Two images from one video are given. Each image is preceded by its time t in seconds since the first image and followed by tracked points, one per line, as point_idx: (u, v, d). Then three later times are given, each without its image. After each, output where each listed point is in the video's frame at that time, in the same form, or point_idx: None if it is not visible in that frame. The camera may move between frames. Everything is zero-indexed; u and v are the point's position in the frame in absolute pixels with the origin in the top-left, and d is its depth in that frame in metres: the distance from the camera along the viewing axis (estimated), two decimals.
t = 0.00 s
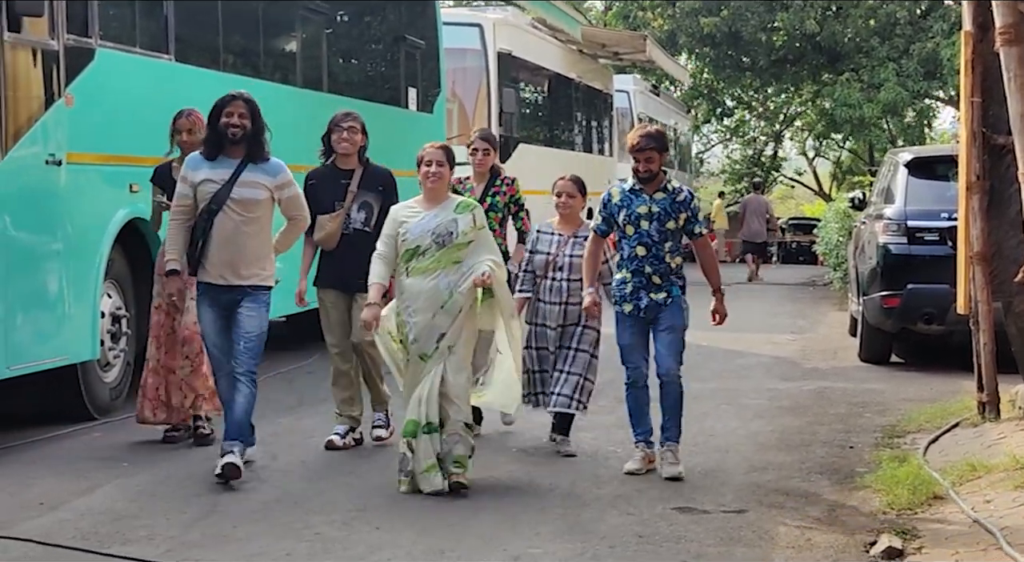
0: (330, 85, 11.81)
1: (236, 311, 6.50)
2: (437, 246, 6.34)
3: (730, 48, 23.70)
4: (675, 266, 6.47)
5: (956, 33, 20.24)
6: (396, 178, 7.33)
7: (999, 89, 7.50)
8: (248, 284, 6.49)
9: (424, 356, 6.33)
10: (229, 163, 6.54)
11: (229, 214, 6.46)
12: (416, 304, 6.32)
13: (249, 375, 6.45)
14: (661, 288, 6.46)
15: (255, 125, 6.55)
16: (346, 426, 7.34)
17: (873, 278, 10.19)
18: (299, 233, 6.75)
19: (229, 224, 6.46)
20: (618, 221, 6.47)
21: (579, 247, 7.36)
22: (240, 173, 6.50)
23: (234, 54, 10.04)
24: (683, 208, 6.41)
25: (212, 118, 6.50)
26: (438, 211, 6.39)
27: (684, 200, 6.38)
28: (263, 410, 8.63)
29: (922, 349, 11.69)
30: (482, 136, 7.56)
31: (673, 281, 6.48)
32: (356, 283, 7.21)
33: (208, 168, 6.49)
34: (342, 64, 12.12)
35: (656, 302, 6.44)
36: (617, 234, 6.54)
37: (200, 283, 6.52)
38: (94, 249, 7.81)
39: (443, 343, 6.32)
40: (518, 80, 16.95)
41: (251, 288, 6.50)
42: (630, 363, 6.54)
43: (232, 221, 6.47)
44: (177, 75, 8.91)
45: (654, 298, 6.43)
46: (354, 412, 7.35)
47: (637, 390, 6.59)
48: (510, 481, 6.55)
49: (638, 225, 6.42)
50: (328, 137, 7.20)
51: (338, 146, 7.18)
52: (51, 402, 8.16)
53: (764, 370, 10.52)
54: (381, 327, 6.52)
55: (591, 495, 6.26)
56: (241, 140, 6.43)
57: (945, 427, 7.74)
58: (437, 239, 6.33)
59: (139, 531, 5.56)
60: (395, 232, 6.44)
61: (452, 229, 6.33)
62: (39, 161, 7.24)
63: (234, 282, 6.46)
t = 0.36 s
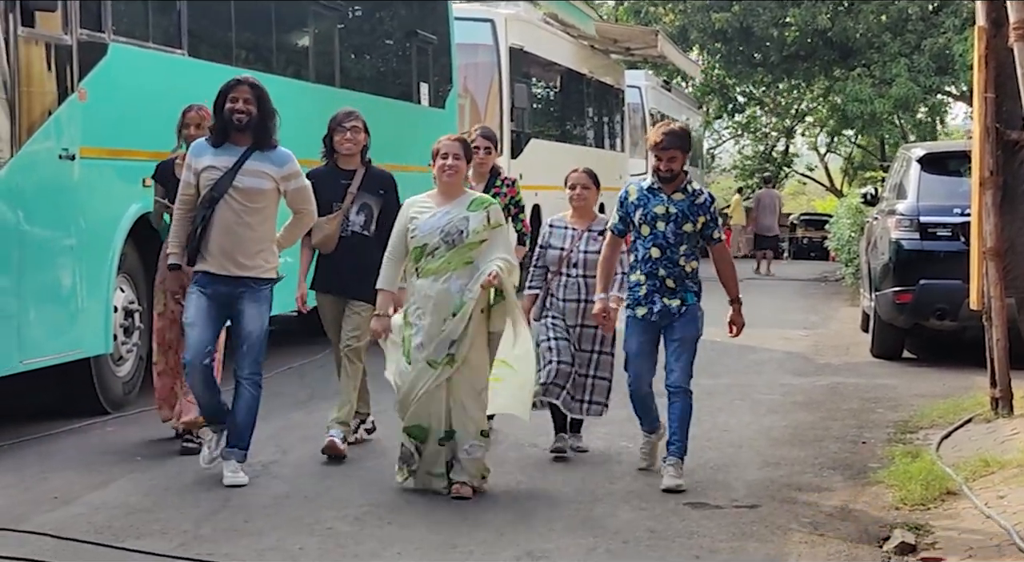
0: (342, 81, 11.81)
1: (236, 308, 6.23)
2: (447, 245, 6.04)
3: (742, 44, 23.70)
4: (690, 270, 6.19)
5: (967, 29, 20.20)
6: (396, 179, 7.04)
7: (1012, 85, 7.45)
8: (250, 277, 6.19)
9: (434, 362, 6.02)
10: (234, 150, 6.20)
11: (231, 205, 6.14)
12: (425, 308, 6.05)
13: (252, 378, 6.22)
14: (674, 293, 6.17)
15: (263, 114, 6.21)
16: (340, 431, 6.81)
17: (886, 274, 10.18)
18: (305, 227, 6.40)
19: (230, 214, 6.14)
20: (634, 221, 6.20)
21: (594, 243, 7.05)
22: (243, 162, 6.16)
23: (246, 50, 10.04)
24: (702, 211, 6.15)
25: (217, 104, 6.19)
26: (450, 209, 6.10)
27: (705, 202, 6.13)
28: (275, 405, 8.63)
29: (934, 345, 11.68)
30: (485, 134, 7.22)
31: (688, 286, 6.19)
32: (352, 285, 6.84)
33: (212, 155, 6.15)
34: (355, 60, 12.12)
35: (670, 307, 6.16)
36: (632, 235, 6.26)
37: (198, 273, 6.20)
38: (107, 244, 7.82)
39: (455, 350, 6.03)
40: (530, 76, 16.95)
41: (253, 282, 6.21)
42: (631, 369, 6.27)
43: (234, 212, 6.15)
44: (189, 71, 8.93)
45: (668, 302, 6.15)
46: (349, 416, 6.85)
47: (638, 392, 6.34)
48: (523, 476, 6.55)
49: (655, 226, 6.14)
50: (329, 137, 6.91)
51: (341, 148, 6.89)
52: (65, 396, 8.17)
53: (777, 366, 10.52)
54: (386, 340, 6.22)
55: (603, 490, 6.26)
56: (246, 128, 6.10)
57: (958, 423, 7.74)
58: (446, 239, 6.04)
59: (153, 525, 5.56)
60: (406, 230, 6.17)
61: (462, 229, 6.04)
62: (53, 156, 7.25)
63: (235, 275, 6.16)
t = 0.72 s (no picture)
0: (352, 76, 11.81)
1: (236, 322, 5.99)
2: (432, 248, 5.61)
3: (751, 39, 23.70)
4: (701, 270, 5.89)
5: (977, 24, 20.16)
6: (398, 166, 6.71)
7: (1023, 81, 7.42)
8: (252, 289, 5.97)
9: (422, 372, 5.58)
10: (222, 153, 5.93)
11: (222, 210, 5.89)
12: (411, 314, 5.61)
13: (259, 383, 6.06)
14: (686, 296, 5.87)
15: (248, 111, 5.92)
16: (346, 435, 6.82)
17: (895, 270, 10.19)
18: (299, 225, 6.18)
19: (224, 222, 5.89)
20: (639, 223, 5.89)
21: (602, 241, 6.86)
22: (233, 165, 5.90)
23: (255, 44, 10.04)
24: (710, 208, 5.82)
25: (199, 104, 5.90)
26: (433, 209, 5.66)
27: (712, 197, 5.82)
28: (283, 399, 8.65)
29: (942, 341, 11.68)
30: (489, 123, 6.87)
31: (700, 288, 5.90)
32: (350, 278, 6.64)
33: (199, 161, 5.89)
34: (364, 55, 12.11)
35: (684, 311, 5.86)
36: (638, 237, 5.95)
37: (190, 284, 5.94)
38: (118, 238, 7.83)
39: (443, 358, 5.58)
40: (539, 71, 16.96)
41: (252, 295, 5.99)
42: (643, 367, 5.84)
43: (227, 219, 5.90)
44: (199, 65, 8.93)
45: (680, 306, 5.84)
46: (355, 416, 6.83)
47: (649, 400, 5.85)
48: (532, 471, 6.56)
49: (663, 227, 5.83)
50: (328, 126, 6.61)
51: (341, 138, 6.60)
52: (75, 390, 8.19)
53: (785, 361, 10.53)
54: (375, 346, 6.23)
55: (613, 485, 6.27)
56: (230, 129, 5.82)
57: (967, 419, 7.74)
58: (431, 242, 5.61)
59: (163, 519, 5.56)
60: (389, 232, 5.75)
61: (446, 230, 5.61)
62: (63, 151, 7.26)
63: (234, 286, 5.92)
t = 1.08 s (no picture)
0: (364, 73, 11.80)
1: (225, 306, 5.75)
2: (426, 246, 5.39)
3: (763, 37, 23.67)
4: (701, 267, 5.63)
5: (990, 22, 20.10)
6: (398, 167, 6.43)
7: None
8: (237, 273, 5.73)
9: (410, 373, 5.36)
10: (207, 141, 5.77)
11: (208, 198, 5.72)
12: (404, 315, 5.38)
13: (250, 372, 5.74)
14: (687, 293, 5.60)
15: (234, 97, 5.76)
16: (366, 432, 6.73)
17: (907, 267, 10.18)
18: (286, 216, 6.09)
19: (209, 210, 5.72)
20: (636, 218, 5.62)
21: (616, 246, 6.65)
22: (220, 153, 5.72)
23: (267, 40, 10.03)
24: (710, 200, 5.56)
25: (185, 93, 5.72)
26: (430, 206, 5.44)
27: (713, 188, 5.55)
28: (295, 395, 8.65)
29: (954, 339, 11.67)
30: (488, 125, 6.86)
31: (701, 284, 5.63)
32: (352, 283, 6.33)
33: (184, 148, 5.70)
34: (377, 52, 12.09)
35: (683, 307, 5.58)
36: (635, 233, 5.68)
37: (180, 278, 5.77)
38: (131, 235, 7.84)
39: (434, 358, 5.33)
40: (551, 68, 16.95)
41: (240, 278, 5.75)
42: (648, 377, 5.64)
43: (212, 206, 5.73)
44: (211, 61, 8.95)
45: (679, 304, 5.58)
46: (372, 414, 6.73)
47: (654, 406, 5.67)
48: (544, 468, 6.56)
49: (662, 220, 5.56)
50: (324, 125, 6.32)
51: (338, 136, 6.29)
52: (88, 385, 8.21)
53: (797, 359, 10.52)
54: (357, 329, 5.82)
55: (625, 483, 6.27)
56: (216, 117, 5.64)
57: (979, 417, 7.73)
58: (426, 240, 5.38)
59: (175, 515, 5.57)
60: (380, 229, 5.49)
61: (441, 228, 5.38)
62: (75, 147, 7.28)
63: (220, 275, 5.71)
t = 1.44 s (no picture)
0: (376, 68, 11.79)
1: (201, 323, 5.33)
2: (413, 241, 5.09)
3: (776, 32, 23.62)
4: (711, 278, 5.37)
5: (1003, 18, 20.04)
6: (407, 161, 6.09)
7: None
8: (217, 287, 5.32)
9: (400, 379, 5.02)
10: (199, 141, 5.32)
11: (195, 202, 5.28)
12: (392, 314, 5.09)
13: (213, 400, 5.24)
14: (693, 304, 5.35)
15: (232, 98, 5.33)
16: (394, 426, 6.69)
17: (919, 264, 10.17)
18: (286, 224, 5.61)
19: (195, 215, 5.29)
20: (647, 222, 5.35)
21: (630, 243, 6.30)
22: (211, 155, 5.29)
23: (279, 35, 10.03)
24: (725, 209, 5.30)
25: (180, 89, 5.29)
26: (421, 199, 5.13)
27: (728, 197, 5.29)
28: (306, 391, 8.66)
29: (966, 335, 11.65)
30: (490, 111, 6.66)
31: (707, 296, 5.37)
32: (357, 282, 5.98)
33: (173, 148, 5.27)
34: (389, 47, 12.07)
35: (684, 320, 5.34)
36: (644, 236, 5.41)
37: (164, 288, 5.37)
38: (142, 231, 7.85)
39: (423, 363, 5.05)
40: (563, 63, 16.93)
41: (218, 292, 5.32)
42: (654, 390, 5.48)
43: (199, 213, 5.29)
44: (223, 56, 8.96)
45: (684, 315, 5.34)
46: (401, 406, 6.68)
47: (660, 409, 5.55)
48: (555, 464, 6.56)
49: (673, 228, 5.30)
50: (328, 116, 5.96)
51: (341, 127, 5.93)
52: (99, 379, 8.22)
53: (810, 355, 10.51)
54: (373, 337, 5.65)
55: (635, 480, 6.27)
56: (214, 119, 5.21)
57: (991, 414, 7.71)
58: (412, 234, 5.08)
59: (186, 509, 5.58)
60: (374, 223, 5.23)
61: (427, 222, 5.08)
62: (88, 142, 7.29)
63: (200, 285, 5.30)
